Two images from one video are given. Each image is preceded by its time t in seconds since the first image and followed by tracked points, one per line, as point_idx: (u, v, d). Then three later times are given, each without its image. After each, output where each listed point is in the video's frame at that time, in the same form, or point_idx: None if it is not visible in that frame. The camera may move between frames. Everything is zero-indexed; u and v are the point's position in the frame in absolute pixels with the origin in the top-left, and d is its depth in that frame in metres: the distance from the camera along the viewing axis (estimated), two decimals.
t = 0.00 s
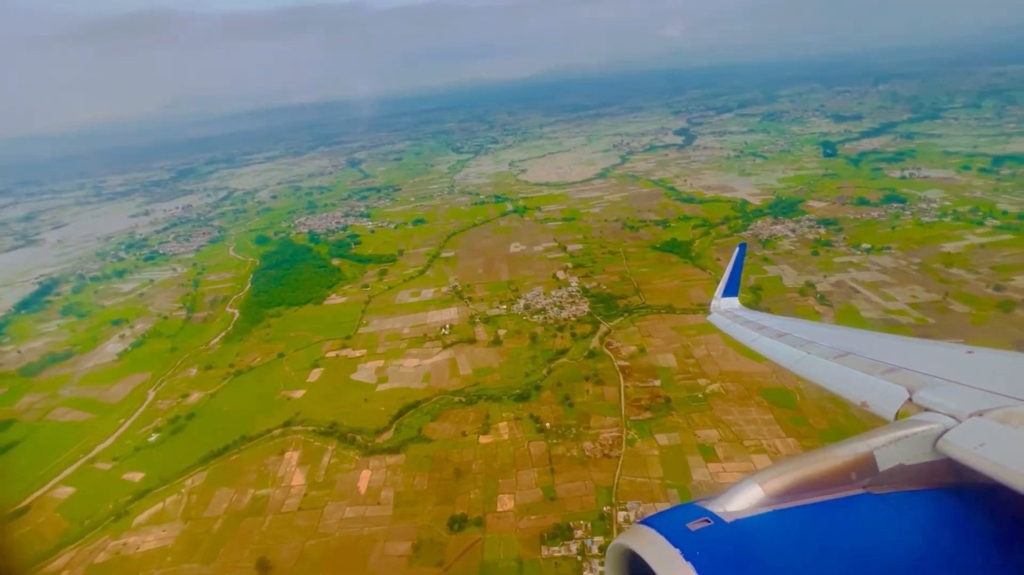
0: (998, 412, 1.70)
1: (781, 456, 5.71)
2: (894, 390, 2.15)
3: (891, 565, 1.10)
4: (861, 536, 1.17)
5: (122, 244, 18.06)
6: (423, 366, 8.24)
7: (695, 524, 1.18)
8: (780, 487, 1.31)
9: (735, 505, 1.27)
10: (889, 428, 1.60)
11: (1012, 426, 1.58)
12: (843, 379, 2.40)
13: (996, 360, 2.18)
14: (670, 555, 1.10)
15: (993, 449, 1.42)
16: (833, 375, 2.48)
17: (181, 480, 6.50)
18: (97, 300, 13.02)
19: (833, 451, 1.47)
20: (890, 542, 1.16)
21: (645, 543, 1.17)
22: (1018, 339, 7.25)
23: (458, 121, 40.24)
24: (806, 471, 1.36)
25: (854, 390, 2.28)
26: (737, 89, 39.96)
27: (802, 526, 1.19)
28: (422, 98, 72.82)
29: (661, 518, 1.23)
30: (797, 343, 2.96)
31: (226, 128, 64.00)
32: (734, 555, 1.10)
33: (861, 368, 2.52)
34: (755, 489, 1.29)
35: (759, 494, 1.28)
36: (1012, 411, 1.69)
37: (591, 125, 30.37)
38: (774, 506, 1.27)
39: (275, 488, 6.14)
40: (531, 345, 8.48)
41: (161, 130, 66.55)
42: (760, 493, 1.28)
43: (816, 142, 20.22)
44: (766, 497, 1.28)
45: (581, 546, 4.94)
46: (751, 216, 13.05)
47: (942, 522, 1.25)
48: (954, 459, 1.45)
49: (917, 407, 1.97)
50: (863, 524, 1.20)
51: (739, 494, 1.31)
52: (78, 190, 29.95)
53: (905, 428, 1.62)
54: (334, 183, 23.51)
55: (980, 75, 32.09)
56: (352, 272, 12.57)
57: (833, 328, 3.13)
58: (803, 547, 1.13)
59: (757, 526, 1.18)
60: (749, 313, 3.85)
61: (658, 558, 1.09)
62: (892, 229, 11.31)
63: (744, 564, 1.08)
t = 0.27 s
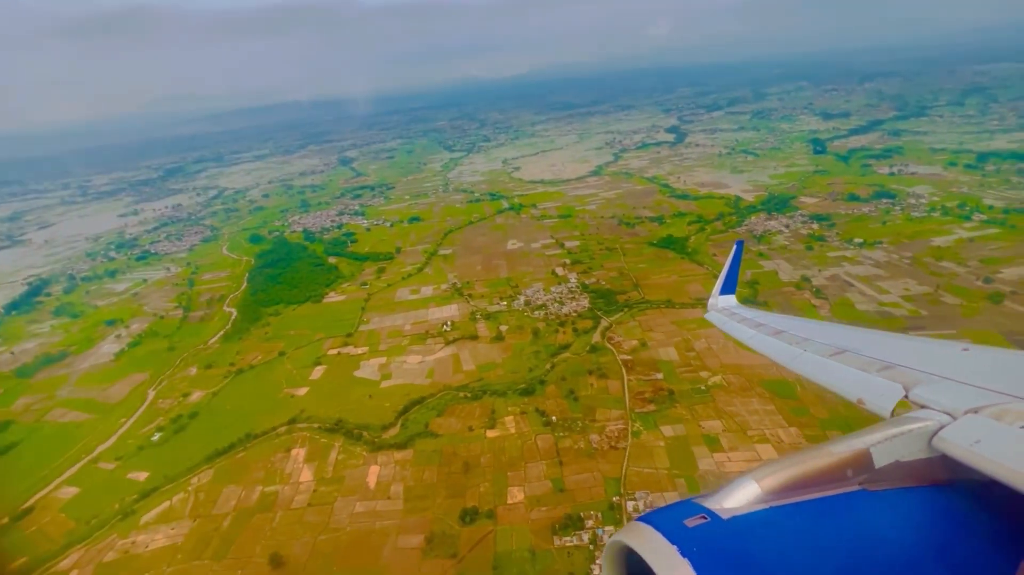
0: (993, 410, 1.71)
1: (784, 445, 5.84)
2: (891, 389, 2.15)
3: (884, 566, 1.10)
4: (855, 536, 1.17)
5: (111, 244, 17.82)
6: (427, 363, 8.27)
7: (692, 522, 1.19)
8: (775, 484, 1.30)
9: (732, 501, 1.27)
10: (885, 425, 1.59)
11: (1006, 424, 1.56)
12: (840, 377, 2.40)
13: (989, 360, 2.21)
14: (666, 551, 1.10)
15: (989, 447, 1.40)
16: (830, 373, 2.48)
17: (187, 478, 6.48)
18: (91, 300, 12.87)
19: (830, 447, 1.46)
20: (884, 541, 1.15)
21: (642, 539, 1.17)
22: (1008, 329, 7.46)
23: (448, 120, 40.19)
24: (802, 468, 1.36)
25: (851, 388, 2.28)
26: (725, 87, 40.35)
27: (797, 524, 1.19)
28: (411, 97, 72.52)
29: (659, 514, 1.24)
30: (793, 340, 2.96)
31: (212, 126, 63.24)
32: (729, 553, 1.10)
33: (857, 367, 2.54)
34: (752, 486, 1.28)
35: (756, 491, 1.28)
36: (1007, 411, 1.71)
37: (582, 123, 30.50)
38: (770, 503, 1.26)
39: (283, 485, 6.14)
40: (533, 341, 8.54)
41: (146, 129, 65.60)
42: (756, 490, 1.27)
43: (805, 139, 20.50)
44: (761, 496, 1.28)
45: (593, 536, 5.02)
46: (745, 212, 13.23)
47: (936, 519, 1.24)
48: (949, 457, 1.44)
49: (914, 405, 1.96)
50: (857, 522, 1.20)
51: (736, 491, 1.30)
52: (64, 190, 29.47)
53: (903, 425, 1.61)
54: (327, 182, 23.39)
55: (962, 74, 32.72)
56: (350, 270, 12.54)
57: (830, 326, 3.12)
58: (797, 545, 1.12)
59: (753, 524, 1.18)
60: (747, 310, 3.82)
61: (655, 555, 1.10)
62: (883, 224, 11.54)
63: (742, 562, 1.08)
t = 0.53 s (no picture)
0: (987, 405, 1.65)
1: (786, 432, 5.98)
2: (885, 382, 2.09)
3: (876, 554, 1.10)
4: (847, 526, 1.16)
5: (100, 241, 17.57)
6: (430, 356, 8.31)
7: (689, 514, 1.18)
8: (771, 478, 1.27)
9: (727, 496, 1.25)
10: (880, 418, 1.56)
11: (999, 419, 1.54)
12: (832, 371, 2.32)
13: (987, 351, 2.13)
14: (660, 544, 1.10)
15: (982, 441, 1.37)
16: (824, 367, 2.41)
17: (194, 473, 6.47)
18: (83, 298, 12.70)
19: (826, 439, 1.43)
20: (875, 532, 1.14)
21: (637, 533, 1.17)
22: (997, 318, 7.68)
23: (438, 115, 40.12)
24: (797, 462, 1.33)
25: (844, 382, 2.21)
26: (714, 83, 40.69)
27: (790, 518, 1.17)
28: (400, 92, 72.12)
29: (654, 509, 1.23)
30: (789, 334, 2.88)
31: (197, 122, 62.38)
32: (724, 547, 1.09)
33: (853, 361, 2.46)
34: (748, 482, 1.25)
35: (751, 486, 1.25)
36: (1002, 403, 1.65)
37: (573, 119, 30.59)
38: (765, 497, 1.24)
39: (292, 479, 6.16)
40: (535, 334, 8.62)
41: (129, 125, 64.51)
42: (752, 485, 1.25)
43: (795, 134, 20.77)
44: (757, 489, 1.25)
45: (603, 522, 5.11)
46: (738, 206, 13.41)
47: (928, 512, 1.23)
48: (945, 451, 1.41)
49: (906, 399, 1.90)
50: (851, 514, 1.19)
51: (731, 486, 1.28)
52: (48, 187, 28.93)
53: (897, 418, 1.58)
54: (319, 177, 23.25)
55: (945, 70, 33.34)
56: (347, 266, 12.52)
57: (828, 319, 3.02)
58: (791, 533, 1.13)
59: (749, 513, 1.18)
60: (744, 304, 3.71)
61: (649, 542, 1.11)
62: (874, 217, 11.77)
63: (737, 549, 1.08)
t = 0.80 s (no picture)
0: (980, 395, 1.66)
1: (787, 417, 6.12)
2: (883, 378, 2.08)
3: (870, 545, 1.07)
4: (843, 516, 1.14)
5: (89, 237, 17.30)
6: (432, 348, 8.35)
7: (684, 506, 1.13)
8: (767, 469, 1.28)
9: (722, 488, 1.23)
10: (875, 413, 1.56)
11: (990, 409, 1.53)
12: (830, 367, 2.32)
13: (982, 345, 2.16)
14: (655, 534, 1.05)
15: (974, 432, 1.38)
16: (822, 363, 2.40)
17: (201, 467, 6.47)
18: (75, 294, 12.53)
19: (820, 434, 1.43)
20: (870, 523, 1.12)
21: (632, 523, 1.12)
22: (986, 305, 7.90)
23: (429, 109, 39.92)
24: (792, 457, 1.32)
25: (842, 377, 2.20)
26: (704, 77, 40.96)
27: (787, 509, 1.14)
28: (388, 86, 71.56)
29: (651, 499, 1.19)
30: (786, 330, 2.88)
31: (183, 116, 61.40)
32: (721, 536, 1.04)
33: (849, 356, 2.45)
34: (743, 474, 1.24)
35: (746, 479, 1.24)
36: (994, 393, 1.68)
37: (565, 112, 30.63)
38: (761, 490, 1.22)
39: (300, 470, 6.18)
40: (537, 325, 8.69)
41: (111, 119, 63.35)
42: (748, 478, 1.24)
43: (785, 127, 21.01)
44: (752, 478, 1.25)
45: (613, 506, 5.21)
46: (732, 198, 13.57)
47: (922, 500, 1.21)
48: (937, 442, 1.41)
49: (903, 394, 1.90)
50: (844, 504, 1.17)
51: (727, 478, 1.27)
52: (30, 182, 28.35)
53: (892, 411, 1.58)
54: (310, 171, 23.08)
55: (930, 64, 33.86)
56: (345, 260, 12.49)
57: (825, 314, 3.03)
58: (786, 526, 1.09)
59: (743, 506, 1.13)
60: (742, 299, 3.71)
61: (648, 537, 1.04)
62: (865, 208, 11.99)
63: (733, 545, 1.03)
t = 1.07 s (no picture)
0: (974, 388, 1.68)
1: (788, 401, 6.28)
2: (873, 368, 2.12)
3: (862, 540, 1.07)
4: (835, 509, 1.14)
5: (78, 231, 17.07)
6: (435, 339, 8.41)
7: (679, 497, 1.16)
8: (763, 460, 1.27)
9: (717, 479, 1.24)
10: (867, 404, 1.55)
11: (984, 402, 1.55)
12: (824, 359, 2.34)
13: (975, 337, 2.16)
14: (653, 522, 1.08)
15: (969, 424, 1.39)
16: (816, 354, 2.42)
17: (208, 459, 6.47)
18: (67, 289, 12.37)
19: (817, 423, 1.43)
20: (863, 512, 1.14)
21: (628, 512, 1.15)
22: (976, 292, 8.12)
23: (419, 101, 39.68)
24: (787, 444, 1.33)
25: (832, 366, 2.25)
26: (694, 68, 41.11)
27: (780, 497, 1.16)
28: (376, 78, 70.86)
29: (646, 490, 1.21)
30: (782, 321, 2.90)
31: (167, 108, 60.33)
32: (715, 524, 1.07)
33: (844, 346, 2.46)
34: (737, 464, 1.24)
35: (740, 469, 1.24)
36: (991, 388, 1.68)
37: (557, 104, 30.62)
38: (756, 480, 1.23)
39: (309, 460, 6.22)
40: (539, 315, 8.78)
41: (93, 112, 62.13)
42: (743, 467, 1.24)
43: (776, 119, 21.22)
44: (747, 470, 1.25)
45: (621, 489, 5.33)
46: (727, 189, 13.73)
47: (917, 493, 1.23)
48: (931, 433, 1.41)
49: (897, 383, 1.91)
50: (838, 497, 1.18)
51: (722, 469, 1.27)
52: (13, 176, 27.77)
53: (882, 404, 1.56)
54: (302, 164, 22.90)
55: (917, 56, 34.27)
56: (342, 252, 12.47)
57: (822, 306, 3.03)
58: (778, 518, 1.10)
59: (736, 498, 1.15)
60: (740, 291, 3.73)
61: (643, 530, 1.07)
62: (857, 199, 12.19)
63: (725, 540, 1.05)
